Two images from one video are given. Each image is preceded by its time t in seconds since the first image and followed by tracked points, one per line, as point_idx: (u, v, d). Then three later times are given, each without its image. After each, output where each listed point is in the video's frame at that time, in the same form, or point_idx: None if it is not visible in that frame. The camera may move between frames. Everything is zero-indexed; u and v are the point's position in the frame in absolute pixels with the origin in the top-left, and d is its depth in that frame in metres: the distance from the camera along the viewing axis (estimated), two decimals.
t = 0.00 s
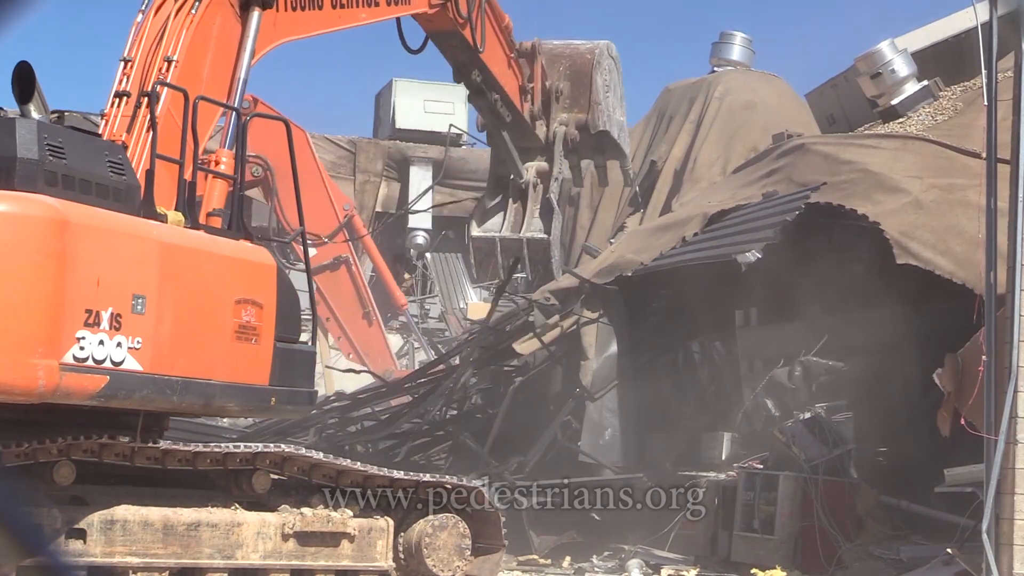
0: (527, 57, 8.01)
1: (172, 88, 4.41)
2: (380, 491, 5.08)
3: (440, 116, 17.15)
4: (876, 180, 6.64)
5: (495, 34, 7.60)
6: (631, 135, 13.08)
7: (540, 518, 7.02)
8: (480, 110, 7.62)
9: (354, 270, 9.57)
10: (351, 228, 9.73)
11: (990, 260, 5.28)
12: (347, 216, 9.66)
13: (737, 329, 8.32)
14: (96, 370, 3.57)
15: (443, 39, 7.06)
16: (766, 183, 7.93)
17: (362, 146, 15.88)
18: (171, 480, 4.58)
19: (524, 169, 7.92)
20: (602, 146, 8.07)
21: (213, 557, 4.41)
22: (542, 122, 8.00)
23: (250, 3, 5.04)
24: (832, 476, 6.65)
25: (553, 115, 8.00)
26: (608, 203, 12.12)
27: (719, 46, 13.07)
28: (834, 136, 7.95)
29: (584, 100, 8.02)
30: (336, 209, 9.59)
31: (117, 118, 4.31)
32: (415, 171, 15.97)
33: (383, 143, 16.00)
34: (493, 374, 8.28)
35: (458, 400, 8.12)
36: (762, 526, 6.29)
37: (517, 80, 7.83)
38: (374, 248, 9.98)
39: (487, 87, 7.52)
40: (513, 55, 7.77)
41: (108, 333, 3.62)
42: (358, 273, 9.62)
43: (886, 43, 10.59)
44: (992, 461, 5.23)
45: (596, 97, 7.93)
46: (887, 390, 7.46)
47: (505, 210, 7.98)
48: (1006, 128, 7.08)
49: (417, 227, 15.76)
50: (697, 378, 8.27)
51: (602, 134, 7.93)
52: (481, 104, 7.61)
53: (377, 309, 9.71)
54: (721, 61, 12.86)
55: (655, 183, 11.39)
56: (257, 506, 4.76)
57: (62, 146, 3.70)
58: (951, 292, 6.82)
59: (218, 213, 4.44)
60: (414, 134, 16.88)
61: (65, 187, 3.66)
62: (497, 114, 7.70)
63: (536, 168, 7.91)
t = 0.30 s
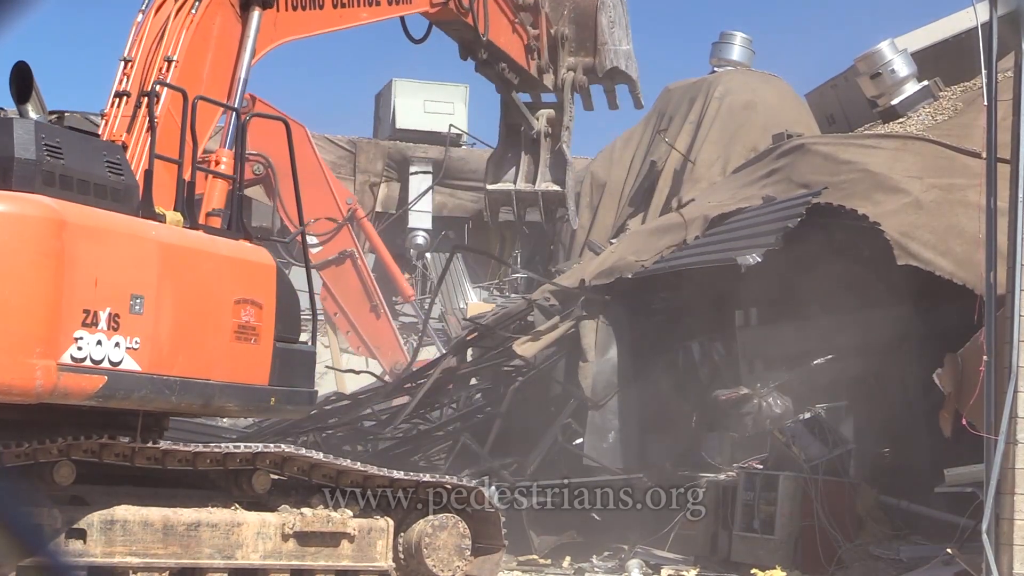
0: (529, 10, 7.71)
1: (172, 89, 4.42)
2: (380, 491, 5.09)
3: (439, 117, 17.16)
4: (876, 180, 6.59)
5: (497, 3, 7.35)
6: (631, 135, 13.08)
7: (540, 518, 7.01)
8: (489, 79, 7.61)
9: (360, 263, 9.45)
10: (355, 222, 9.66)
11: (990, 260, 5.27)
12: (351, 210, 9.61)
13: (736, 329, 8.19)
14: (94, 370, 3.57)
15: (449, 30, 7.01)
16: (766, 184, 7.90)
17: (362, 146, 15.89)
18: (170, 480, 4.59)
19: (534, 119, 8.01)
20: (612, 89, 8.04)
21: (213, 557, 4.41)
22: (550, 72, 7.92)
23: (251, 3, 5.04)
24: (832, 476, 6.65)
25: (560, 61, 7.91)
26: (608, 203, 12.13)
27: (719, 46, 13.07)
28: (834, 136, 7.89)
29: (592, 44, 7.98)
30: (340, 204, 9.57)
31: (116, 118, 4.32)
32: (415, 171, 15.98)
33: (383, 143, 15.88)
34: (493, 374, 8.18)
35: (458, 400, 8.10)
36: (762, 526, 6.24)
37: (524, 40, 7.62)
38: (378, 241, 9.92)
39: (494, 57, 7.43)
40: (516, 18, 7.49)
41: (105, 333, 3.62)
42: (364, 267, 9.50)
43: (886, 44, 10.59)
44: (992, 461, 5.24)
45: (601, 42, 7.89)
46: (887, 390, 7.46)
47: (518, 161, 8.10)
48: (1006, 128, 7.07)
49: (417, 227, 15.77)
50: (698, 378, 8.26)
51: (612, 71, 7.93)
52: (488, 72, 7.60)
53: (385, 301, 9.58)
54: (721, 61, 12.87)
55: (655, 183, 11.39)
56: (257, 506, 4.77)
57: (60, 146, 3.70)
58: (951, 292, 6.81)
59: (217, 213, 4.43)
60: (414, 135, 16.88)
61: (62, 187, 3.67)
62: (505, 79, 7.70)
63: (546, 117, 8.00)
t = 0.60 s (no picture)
0: None
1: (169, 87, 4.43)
2: (380, 491, 5.10)
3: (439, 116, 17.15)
4: (876, 180, 6.57)
5: None
6: (631, 135, 13.08)
7: (539, 518, 6.97)
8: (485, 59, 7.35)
9: (353, 236, 9.49)
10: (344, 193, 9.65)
11: (990, 260, 5.27)
12: (341, 183, 9.59)
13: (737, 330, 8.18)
14: (92, 371, 3.57)
15: (446, 14, 6.99)
16: (766, 184, 7.87)
17: (361, 146, 15.89)
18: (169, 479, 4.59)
19: (532, 91, 7.50)
20: (612, 54, 7.62)
21: (211, 557, 4.41)
22: (547, 45, 7.49)
23: None
24: (832, 476, 6.63)
25: (558, 32, 7.51)
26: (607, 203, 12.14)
27: (719, 46, 13.07)
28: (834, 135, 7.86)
29: (588, 13, 7.57)
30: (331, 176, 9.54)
31: (112, 116, 4.32)
32: (415, 171, 16.02)
33: (382, 143, 16.00)
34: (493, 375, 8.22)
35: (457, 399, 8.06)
36: (762, 526, 6.20)
37: (521, 16, 7.32)
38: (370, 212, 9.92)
39: (492, 37, 7.23)
40: None
41: (103, 333, 3.62)
42: (357, 239, 9.54)
43: (885, 44, 10.59)
44: (991, 461, 5.24)
45: (600, 8, 7.46)
46: (885, 391, 7.46)
47: (515, 136, 7.50)
48: (1005, 128, 7.06)
49: (417, 227, 15.67)
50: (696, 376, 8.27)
51: (610, 39, 7.47)
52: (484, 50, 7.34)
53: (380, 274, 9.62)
54: (721, 61, 12.87)
55: (655, 183, 11.39)
56: (256, 506, 4.78)
57: (56, 147, 3.69)
58: (950, 292, 6.80)
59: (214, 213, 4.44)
60: (414, 134, 16.86)
61: (60, 188, 3.67)
62: (503, 57, 7.38)
63: (544, 89, 7.49)
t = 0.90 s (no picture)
0: (536, 9, 7.56)
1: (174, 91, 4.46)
2: (381, 492, 5.12)
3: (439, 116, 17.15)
4: (877, 180, 6.55)
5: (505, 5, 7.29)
6: (632, 134, 13.08)
7: (539, 518, 6.97)
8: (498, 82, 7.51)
9: (342, 203, 9.92)
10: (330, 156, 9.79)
11: (991, 260, 5.26)
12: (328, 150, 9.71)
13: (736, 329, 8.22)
14: (90, 370, 3.59)
15: (456, 36, 7.05)
16: (766, 184, 7.86)
17: (362, 146, 15.90)
18: (171, 479, 4.61)
19: (544, 115, 7.62)
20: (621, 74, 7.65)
21: (213, 557, 4.42)
22: (559, 70, 7.62)
23: (255, 6, 5.04)
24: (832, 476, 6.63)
25: (570, 58, 7.59)
26: (608, 203, 12.15)
27: (720, 46, 13.06)
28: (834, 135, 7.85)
29: (601, 38, 7.63)
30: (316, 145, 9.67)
31: (118, 120, 4.36)
32: (416, 171, 16.00)
33: (383, 143, 15.98)
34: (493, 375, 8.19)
35: (457, 399, 8.05)
36: (762, 526, 6.19)
37: (533, 39, 7.44)
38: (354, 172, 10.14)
39: (503, 59, 7.36)
40: (525, 21, 7.40)
41: (101, 331, 3.63)
42: (346, 203, 10.00)
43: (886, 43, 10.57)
44: (992, 461, 5.25)
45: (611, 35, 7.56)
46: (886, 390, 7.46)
47: (529, 160, 7.71)
48: (1006, 128, 7.04)
49: (417, 227, 15.72)
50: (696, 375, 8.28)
51: (623, 67, 7.55)
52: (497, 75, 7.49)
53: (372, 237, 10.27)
54: (721, 61, 12.86)
55: (655, 183, 11.39)
56: (258, 506, 4.80)
57: (55, 145, 3.70)
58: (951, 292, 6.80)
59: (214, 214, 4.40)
60: (414, 134, 16.86)
61: (58, 186, 3.67)
62: (516, 82, 7.54)
63: (556, 114, 7.62)
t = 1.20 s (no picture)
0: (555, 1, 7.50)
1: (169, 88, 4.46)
2: (379, 492, 5.11)
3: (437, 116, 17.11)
4: (874, 180, 6.55)
5: None
6: (630, 135, 13.09)
7: (537, 518, 6.96)
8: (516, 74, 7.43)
9: (325, 172, 9.81)
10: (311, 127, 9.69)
11: (988, 260, 5.25)
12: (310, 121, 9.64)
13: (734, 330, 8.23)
14: (72, 370, 3.59)
15: (473, 30, 7.02)
16: (764, 184, 7.86)
17: (360, 147, 15.91)
18: (168, 478, 4.59)
19: (563, 109, 7.52)
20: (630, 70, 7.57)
21: (211, 558, 4.41)
22: (580, 62, 7.52)
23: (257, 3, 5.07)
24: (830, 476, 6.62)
25: (589, 50, 7.48)
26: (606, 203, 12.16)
27: (717, 47, 13.07)
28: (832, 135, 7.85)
29: (621, 30, 7.42)
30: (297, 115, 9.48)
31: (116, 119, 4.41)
32: (414, 170, 16.04)
33: (381, 143, 16.04)
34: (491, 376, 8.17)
35: (455, 399, 8.03)
36: (760, 526, 6.18)
37: (551, 32, 7.36)
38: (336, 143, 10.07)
39: (521, 53, 7.27)
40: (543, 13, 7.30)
41: (82, 331, 3.64)
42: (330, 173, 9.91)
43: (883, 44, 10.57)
44: (989, 461, 5.25)
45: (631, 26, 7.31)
46: (883, 390, 7.46)
47: (549, 153, 7.60)
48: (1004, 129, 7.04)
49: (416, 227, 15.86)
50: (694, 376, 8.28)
51: (644, 59, 7.31)
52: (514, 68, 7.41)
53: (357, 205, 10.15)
54: (719, 62, 12.87)
55: (653, 183, 11.41)
56: (256, 506, 4.79)
57: (36, 144, 3.71)
58: (948, 293, 6.80)
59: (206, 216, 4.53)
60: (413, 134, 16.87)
61: (42, 186, 3.66)
62: (532, 73, 7.47)
63: (576, 106, 7.51)
